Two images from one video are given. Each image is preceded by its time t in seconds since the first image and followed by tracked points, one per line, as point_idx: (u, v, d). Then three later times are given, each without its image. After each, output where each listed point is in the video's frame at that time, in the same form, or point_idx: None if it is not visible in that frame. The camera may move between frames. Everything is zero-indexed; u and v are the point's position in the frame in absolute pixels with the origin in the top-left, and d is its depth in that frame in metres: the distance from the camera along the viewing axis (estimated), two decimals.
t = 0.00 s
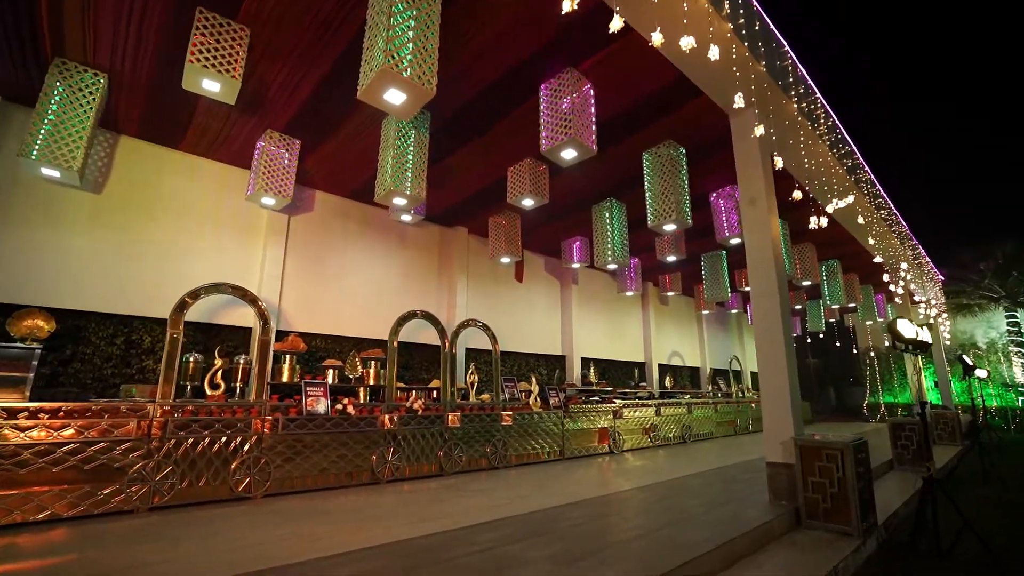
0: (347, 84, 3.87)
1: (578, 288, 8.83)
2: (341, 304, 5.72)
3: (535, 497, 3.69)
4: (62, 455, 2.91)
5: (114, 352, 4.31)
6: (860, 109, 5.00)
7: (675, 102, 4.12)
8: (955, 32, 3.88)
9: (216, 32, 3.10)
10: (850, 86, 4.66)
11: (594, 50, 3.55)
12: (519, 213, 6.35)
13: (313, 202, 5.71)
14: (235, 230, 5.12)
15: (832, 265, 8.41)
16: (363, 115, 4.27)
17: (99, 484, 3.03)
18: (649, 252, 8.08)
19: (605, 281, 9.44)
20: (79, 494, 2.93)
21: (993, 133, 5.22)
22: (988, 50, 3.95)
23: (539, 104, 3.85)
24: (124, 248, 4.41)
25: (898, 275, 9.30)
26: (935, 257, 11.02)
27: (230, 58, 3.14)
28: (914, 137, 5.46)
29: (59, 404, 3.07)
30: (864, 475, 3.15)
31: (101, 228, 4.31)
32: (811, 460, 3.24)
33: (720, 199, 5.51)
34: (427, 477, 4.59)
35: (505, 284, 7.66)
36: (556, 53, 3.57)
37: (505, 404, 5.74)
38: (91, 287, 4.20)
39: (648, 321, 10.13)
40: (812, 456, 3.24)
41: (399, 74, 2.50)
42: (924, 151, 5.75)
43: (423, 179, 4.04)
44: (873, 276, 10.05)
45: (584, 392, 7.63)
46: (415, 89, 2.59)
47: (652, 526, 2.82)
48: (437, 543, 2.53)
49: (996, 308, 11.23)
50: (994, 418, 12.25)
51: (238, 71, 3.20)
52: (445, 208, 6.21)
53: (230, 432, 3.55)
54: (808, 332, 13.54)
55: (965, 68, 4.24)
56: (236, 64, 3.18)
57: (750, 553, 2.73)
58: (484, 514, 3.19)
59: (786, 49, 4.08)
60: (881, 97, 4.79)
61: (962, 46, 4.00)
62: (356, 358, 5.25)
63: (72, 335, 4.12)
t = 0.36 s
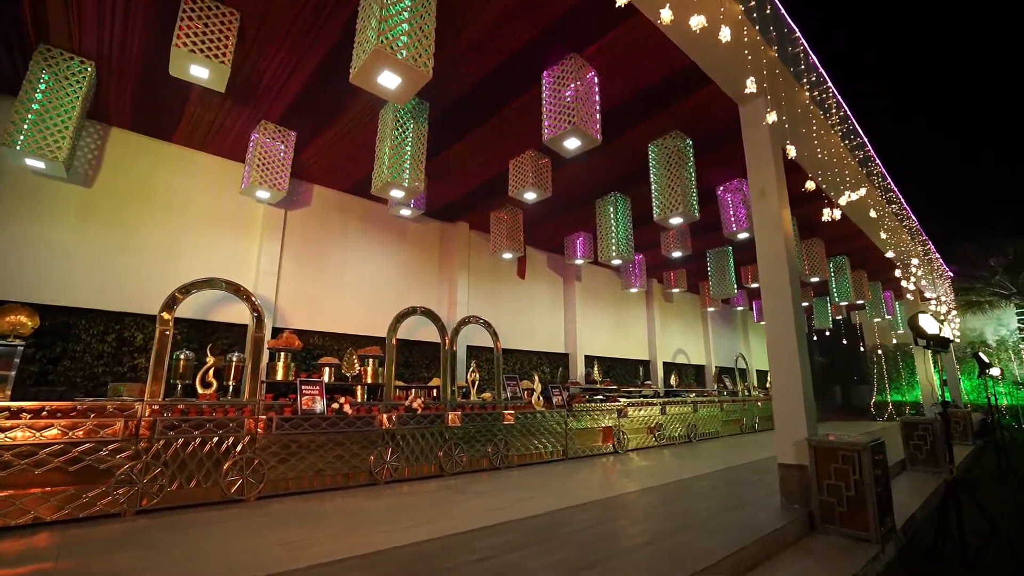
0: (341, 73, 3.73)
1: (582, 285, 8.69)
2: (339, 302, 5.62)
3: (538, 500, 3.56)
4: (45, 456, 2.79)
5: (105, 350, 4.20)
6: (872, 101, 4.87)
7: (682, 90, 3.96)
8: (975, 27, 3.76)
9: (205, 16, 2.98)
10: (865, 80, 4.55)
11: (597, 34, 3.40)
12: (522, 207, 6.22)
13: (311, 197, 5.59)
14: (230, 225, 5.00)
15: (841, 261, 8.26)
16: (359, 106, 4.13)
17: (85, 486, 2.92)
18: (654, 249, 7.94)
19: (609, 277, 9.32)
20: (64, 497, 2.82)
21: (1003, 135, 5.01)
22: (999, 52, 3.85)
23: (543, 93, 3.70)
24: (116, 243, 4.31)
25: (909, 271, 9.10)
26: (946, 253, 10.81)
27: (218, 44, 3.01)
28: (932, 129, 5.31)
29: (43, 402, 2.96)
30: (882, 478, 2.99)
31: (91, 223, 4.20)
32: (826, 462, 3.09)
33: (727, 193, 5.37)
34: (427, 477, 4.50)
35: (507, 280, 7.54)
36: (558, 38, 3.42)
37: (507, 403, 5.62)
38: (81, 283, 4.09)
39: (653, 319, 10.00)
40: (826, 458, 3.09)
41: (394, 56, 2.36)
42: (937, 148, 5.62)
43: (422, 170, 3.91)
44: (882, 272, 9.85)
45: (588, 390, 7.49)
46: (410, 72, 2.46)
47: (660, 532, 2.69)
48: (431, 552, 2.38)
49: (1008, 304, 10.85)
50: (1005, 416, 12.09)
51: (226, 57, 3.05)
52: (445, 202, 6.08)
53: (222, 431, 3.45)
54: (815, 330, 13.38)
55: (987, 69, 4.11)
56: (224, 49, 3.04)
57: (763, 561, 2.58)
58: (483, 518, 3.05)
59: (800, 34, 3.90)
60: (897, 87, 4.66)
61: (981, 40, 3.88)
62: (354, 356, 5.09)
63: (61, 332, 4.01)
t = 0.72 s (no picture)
0: (334, 58, 3.58)
1: (585, 281, 8.56)
2: (337, 297, 5.50)
3: (541, 501, 3.43)
4: (25, 455, 2.67)
5: (95, 345, 4.08)
6: (886, 96, 4.71)
7: (690, 76, 3.81)
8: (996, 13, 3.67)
9: None
10: (880, 73, 4.39)
11: (601, 16, 3.24)
12: (523, 201, 6.08)
13: (308, 189, 5.45)
14: (224, 218, 4.87)
15: (848, 256, 8.13)
16: (353, 93, 3.98)
17: (68, 487, 2.80)
18: (658, 244, 7.80)
19: (613, 273, 9.19)
20: (46, 498, 2.70)
21: None
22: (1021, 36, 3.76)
23: (545, 79, 3.56)
24: (105, 236, 4.17)
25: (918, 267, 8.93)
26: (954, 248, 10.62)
27: (205, 23, 2.86)
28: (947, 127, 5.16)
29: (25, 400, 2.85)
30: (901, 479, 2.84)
31: (79, 215, 4.07)
32: (842, 463, 2.94)
33: (734, 185, 5.23)
34: (427, 477, 4.40)
35: (509, 275, 7.41)
36: (560, 21, 3.27)
37: (509, 400, 5.50)
38: (69, 276, 3.97)
39: (656, 315, 9.89)
40: (842, 458, 2.94)
41: (390, 32, 2.22)
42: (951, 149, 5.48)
43: (421, 159, 3.77)
44: (889, 268, 9.69)
45: (591, 388, 7.35)
46: (408, 49, 2.33)
47: (667, 536, 2.56)
48: (426, 558, 2.25)
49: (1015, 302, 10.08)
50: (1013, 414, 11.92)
51: (215, 37, 2.91)
52: (446, 195, 5.94)
53: (213, 430, 3.34)
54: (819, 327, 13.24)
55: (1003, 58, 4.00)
56: (212, 29, 2.89)
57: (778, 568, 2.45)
58: (482, 521, 2.91)
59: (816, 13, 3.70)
60: (913, 81, 4.53)
61: (1001, 26, 3.74)
62: (350, 351, 4.94)
63: (49, 327, 3.90)
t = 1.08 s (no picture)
0: (327, 45, 3.44)
1: (585, 280, 8.44)
2: (332, 295, 5.37)
3: (542, 506, 3.30)
4: None
5: (80, 344, 3.94)
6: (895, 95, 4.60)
7: (696, 67, 3.68)
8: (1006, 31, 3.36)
9: None
10: (888, 72, 4.27)
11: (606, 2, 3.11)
12: (523, 197, 5.95)
13: (302, 184, 5.31)
14: (215, 213, 4.73)
15: (851, 254, 8.03)
16: (348, 83, 3.84)
17: (45, 492, 2.65)
18: (659, 241, 7.69)
19: (613, 271, 9.08)
20: (20, 505, 2.55)
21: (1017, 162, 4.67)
22: None
23: (548, 67, 3.42)
24: (90, 230, 4.03)
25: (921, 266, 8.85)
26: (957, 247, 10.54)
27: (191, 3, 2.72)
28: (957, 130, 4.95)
29: None
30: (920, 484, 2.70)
31: (63, 208, 3.92)
32: (857, 466, 2.79)
33: (740, 181, 5.12)
34: (424, 480, 4.27)
35: (508, 273, 7.28)
36: (564, 7, 3.14)
37: (508, 400, 5.37)
38: (52, 272, 3.82)
39: (656, 314, 9.78)
40: (857, 461, 2.79)
41: (384, 9, 2.09)
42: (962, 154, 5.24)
43: (418, 151, 3.64)
44: (892, 267, 9.61)
45: (591, 387, 7.22)
46: (403, 28, 2.19)
47: (676, 544, 2.43)
48: (422, 571, 2.12)
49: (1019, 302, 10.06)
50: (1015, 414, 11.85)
51: (201, 19, 2.77)
52: (444, 191, 5.81)
53: (200, 432, 3.21)
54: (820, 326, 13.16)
55: (1007, 80, 3.74)
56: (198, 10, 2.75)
57: None
58: (481, 529, 2.78)
59: None
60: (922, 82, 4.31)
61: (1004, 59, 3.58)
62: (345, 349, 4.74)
63: (31, 325, 3.75)
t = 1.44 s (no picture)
0: (318, 33, 3.29)
1: (583, 279, 8.33)
2: (325, 293, 5.22)
3: (543, 513, 3.16)
4: None
5: (61, 344, 3.78)
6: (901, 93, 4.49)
7: (701, 57, 3.57)
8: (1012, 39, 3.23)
9: None
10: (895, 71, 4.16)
11: None
12: (521, 193, 5.81)
13: (293, 179, 5.16)
14: (203, 208, 4.58)
15: (852, 253, 7.95)
16: (341, 73, 3.70)
17: (16, 502, 2.50)
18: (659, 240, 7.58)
19: (612, 270, 8.97)
20: None
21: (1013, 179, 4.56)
22: None
23: (549, 56, 3.29)
24: (71, 226, 3.87)
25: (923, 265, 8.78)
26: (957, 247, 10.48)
27: None
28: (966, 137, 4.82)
29: None
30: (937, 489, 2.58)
31: (42, 203, 3.76)
32: (872, 471, 2.67)
33: (743, 177, 5.01)
34: (419, 484, 4.14)
35: (506, 272, 7.15)
36: None
37: (506, 401, 5.24)
38: (31, 269, 3.65)
39: (655, 313, 9.67)
40: (872, 466, 2.67)
41: None
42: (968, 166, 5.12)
43: (413, 143, 3.51)
44: (892, 267, 9.54)
45: (590, 388, 7.10)
46: (398, 6, 2.06)
47: (686, 555, 2.30)
48: None
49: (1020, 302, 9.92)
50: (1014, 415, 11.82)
51: None
52: (441, 187, 5.68)
53: (184, 436, 3.06)
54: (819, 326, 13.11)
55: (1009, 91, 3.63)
56: None
57: None
58: (478, 539, 2.64)
59: None
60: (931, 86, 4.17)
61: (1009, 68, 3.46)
62: (337, 349, 4.61)
63: (8, 324, 3.59)
